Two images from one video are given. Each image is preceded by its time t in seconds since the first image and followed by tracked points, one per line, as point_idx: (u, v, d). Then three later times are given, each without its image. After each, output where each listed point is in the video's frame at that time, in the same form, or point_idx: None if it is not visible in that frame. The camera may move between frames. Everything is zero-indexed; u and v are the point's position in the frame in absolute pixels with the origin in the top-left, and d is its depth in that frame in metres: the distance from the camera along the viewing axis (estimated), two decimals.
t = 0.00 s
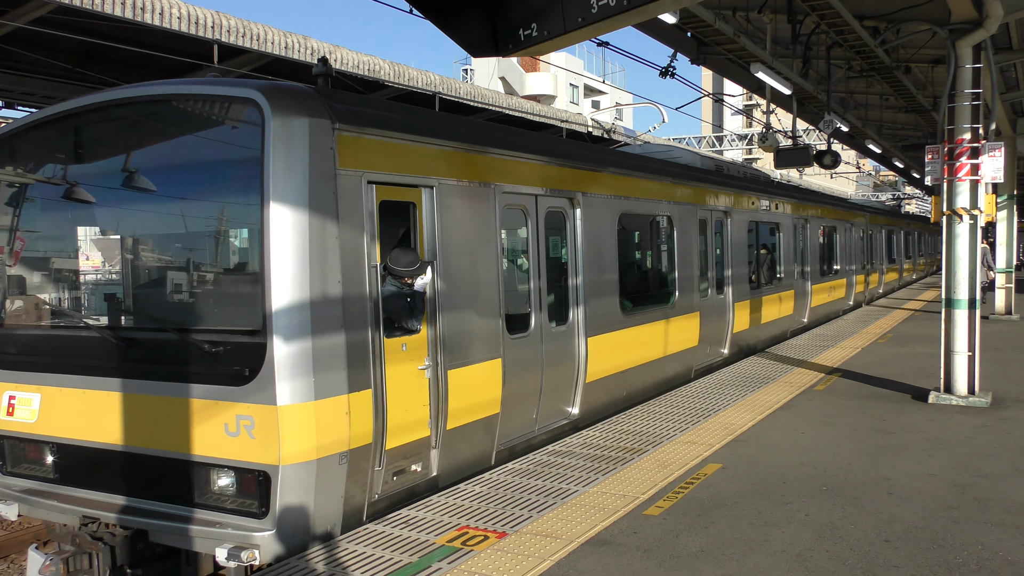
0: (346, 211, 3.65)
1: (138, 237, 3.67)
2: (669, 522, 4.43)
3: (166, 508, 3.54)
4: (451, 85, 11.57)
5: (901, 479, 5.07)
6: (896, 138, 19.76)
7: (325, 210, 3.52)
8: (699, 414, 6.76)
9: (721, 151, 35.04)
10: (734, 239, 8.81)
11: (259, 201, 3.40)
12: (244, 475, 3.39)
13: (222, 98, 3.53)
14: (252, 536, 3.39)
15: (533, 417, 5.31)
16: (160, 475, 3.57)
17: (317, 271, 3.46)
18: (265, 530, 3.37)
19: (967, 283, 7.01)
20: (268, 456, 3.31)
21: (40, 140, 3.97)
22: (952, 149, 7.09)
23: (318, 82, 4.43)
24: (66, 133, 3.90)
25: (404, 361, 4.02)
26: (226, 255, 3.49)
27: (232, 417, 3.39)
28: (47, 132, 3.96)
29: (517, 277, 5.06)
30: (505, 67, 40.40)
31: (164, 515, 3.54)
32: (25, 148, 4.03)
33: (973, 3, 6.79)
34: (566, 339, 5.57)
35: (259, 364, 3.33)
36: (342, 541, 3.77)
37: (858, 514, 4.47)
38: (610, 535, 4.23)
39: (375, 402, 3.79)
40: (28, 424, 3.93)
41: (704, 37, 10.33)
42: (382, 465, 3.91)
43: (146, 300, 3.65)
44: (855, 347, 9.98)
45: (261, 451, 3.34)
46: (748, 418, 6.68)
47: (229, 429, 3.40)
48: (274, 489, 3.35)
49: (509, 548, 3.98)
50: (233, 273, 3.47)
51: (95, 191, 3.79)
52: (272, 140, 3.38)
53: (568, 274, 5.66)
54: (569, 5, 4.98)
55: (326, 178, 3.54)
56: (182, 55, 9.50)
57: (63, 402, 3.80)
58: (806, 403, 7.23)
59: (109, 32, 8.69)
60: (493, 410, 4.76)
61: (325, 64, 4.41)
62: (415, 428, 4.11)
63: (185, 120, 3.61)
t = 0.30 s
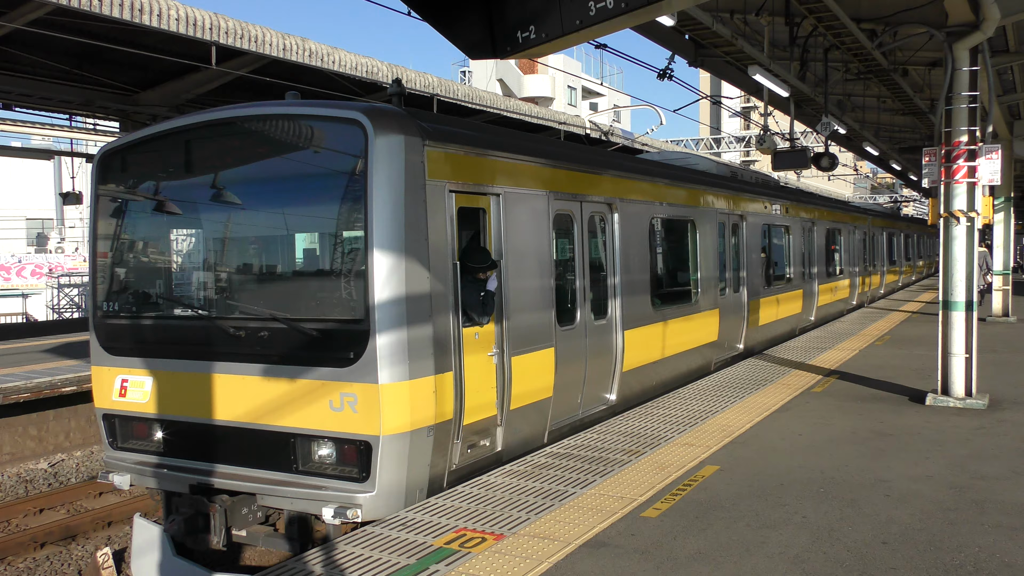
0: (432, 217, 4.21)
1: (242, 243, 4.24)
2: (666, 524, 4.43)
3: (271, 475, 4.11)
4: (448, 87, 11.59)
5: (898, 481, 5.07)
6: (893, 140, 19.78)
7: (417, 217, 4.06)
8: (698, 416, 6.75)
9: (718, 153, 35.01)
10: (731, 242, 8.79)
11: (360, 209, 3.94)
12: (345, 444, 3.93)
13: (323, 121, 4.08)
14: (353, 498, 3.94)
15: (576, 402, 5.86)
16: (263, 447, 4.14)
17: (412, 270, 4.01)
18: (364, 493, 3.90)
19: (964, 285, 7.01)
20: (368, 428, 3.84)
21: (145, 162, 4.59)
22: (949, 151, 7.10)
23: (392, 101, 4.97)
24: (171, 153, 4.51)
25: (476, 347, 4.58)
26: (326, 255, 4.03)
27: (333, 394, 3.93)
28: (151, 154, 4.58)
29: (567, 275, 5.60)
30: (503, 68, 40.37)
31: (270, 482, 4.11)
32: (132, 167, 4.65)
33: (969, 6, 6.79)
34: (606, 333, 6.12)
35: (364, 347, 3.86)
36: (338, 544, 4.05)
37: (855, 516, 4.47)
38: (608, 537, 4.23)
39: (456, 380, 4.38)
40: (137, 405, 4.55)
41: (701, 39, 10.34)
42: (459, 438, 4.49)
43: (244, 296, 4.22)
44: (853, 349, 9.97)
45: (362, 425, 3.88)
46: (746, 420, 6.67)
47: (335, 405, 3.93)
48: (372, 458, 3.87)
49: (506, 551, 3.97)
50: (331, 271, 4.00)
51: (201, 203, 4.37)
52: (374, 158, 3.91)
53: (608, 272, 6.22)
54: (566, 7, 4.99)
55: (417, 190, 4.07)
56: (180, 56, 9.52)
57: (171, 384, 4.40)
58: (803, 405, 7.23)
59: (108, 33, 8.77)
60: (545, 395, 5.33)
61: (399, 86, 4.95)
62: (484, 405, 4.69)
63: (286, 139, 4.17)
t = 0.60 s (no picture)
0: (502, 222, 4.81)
1: (329, 246, 4.86)
2: (664, 525, 4.43)
3: (356, 449, 4.74)
4: (445, 88, 11.60)
5: (895, 482, 5.07)
6: (889, 142, 19.82)
7: (490, 222, 4.65)
8: (695, 417, 6.77)
9: (715, 155, 35.04)
10: (728, 243, 8.79)
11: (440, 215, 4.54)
12: (428, 419, 4.53)
13: (404, 138, 4.68)
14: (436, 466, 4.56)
15: (615, 388, 6.43)
16: (348, 424, 4.78)
17: (486, 267, 4.60)
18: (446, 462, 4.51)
19: (960, 286, 7.03)
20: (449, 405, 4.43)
21: (239, 177, 5.29)
22: (945, 153, 7.12)
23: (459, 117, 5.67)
24: (263, 169, 5.18)
25: (536, 336, 5.17)
26: (407, 256, 4.62)
27: (415, 376, 4.53)
28: (244, 171, 5.27)
29: (609, 273, 6.19)
30: (500, 70, 40.40)
31: (357, 455, 4.75)
32: (227, 182, 5.35)
33: (966, 9, 6.81)
34: (640, 327, 6.72)
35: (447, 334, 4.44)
36: (337, 546, 4.09)
37: (852, 517, 4.47)
38: (605, 539, 4.22)
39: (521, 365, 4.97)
40: (229, 388, 5.27)
41: (698, 41, 10.39)
42: (521, 416, 5.09)
43: (326, 294, 4.85)
44: (849, 351, 9.98)
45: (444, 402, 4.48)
46: (742, 421, 6.68)
47: (418, 386, 4.52)
48: (453, 431, 4.47)
49: (503, 552, 3.98)
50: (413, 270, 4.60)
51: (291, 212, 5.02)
52: (454, 170, 4.50)
53: (642, 272, 6.83)
54: (564, 8, 4.99)
55: (490, 199, 4.65)
56: (176, 57, 9.51)
57: (259, 370, 5.10)
58: (800, 406, 7.24)
59: (105, 35, 8.78)
60: (590, 381, 5.92)
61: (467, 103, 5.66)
62: (541, 388, 5.27)
63: (369, 154, 4.78)
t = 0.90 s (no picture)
0: (556, 224, 5.40)
1: (399, 246, 5.44)
2: (657, 526, 4.42)
3: (425, 427, 5.34)
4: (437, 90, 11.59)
5: (887, 482, 5.09)
6: (880, 144, 19.89)
7: (545, 225, 5.22)
8: (688, 418, 6.77)
9: (708, 156, 35.08)
10: (721, 244, 8.76)
11: (503, 220, 5.12)
12: (491, 399, 5.11)
13: (470, 150, 5.27)
14: (499, 441, 5.15)
15: (645, 376, 6.99)
16: (417, 404, 5.38)
17: (543, 265, 5.18)
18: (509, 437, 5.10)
19: (952, 287, 7.03)
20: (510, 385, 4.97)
21: (313, 186, 5.92)
22: (936, 155, 7.14)
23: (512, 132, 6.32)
24: (337, 178, 5.80)
25: (582, 327, 5.72)
26: (473, 255, 5.21)
27: (481, 360, 5.12)
28: (319, 180, 5.90)
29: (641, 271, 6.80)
30: (492, 71, 40.35)
31: (426, 432, 5.35)
32: (303, 190, 5.97)
33: (957, 11, 6.83)
34: (667, 321, 7.29)
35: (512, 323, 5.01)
36: (328, 548, 4.12)
37: (844, 518, 4.48)
38: (598, 540, 4.21)
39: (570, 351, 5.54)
40: (304, 374, 5.90)
41: (691, 43, 10.41)
42: (570, 398, 5.65)
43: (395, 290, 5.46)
44: (841, 352, 10.00)
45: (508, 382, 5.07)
46: (735, 422, 6.69)
47: (483, 369, 5.11)
48: (515, 409, 5.05)
49: (496, 553, 3.99)
50: (478, 268, 5.19)
51: (362, 216, 5.61)
52: (517, 179, 5.07)
53: (668, 270, 7.41)
54: (557, 10, 5.00)
55: (548, 205, 5.24)
56: (168, 58, 9.48)
57: (330, 360, 5.73)
58: (793, 407, 7.25)
59: (96, 35, 8.74)
60: (626, 369, 6.51)
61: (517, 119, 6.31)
62: (586, 372, 5.83)
63: (437, 166, 5.37)
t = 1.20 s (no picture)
0: (596, 226, 6.01)
1: (454, 246, 6.06)
2: (646, 527, 4.42)
3: (480, 408, 5.98)
4: (428, 91, 11.58)
5: (875, 483, 5.10)
6: (868, 146, 19.96)
7: (587, 228, 5.82)
8: (678, 418, 6.79)
9: (696, 158, 35.17)
10: (711, 246, 8.74)
11: (550, 223, 5.73)
12: (540, 382, 5.73)
13: (519, 161, 5.88)
14: (547, 420, 5.77)
15: (667, 364, 7.65)
16: (472, 387, 6.02)
17: (585, 263, 5.79)
18: (556, 415, 5.72)
19: (938, 288, 7.06)
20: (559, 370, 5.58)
21: (373, 192, 6.55)
22: (923, 156, 7.17)
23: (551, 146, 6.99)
24: (395, 186, 6.43)
25: (617, 319, 6.38)
26: (523, 255, 5.82)
27: (532, 347, 5.74)
28: (378, 187, 6.53)
29: (664, 269, 7.47)
30: (481, 72, 40.31)
31: (480, 412, 5.98)
32: (364, 196, 6.60)
33: (943, 13, 6.87)
34: (685, 315, 7.92)
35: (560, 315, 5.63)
36: (316, 550, 4.16)
37: (833, 519, 4.49)
38: (588, 541, 4.21)
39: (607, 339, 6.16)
40: (366, 361, 6.56)
41: (680, 44, 10.45)
42: (608, 382, 6.27)
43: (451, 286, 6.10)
44: (829, 353, 10.01)
45: (556, 367, 5.70)
46: (725, 423, 6.69)
47: (533, 356, 5.73)
48: (562, 391, 5.66)
49: (485, 554, 4.00)
50: (528, 266, 5.80)
51: (419, 220, 6.24)
52: (563, 189, 5.67)
53: (687, 268, 8.06)
54: (547, 10, 4.98)
55: (591, 210, 5.86)
56: (156, 58, 9.43)
57: (391, 349, 6.37)
58: (781, 408, 7.28)
59: (84, 35, 8.69)
60: (652, 357, 7.17)
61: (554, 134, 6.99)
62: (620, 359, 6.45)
63: (488, 175, 5.99)
